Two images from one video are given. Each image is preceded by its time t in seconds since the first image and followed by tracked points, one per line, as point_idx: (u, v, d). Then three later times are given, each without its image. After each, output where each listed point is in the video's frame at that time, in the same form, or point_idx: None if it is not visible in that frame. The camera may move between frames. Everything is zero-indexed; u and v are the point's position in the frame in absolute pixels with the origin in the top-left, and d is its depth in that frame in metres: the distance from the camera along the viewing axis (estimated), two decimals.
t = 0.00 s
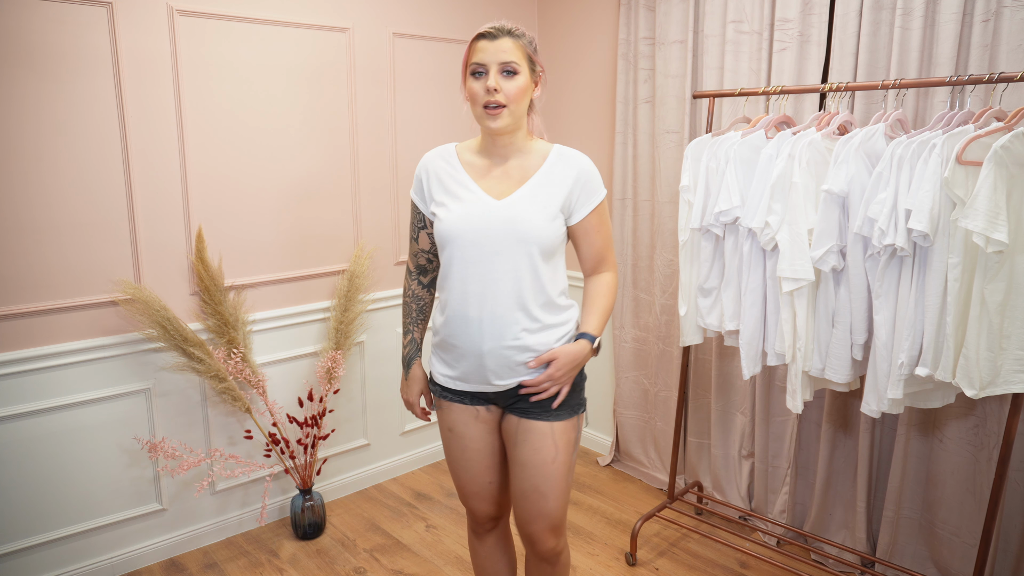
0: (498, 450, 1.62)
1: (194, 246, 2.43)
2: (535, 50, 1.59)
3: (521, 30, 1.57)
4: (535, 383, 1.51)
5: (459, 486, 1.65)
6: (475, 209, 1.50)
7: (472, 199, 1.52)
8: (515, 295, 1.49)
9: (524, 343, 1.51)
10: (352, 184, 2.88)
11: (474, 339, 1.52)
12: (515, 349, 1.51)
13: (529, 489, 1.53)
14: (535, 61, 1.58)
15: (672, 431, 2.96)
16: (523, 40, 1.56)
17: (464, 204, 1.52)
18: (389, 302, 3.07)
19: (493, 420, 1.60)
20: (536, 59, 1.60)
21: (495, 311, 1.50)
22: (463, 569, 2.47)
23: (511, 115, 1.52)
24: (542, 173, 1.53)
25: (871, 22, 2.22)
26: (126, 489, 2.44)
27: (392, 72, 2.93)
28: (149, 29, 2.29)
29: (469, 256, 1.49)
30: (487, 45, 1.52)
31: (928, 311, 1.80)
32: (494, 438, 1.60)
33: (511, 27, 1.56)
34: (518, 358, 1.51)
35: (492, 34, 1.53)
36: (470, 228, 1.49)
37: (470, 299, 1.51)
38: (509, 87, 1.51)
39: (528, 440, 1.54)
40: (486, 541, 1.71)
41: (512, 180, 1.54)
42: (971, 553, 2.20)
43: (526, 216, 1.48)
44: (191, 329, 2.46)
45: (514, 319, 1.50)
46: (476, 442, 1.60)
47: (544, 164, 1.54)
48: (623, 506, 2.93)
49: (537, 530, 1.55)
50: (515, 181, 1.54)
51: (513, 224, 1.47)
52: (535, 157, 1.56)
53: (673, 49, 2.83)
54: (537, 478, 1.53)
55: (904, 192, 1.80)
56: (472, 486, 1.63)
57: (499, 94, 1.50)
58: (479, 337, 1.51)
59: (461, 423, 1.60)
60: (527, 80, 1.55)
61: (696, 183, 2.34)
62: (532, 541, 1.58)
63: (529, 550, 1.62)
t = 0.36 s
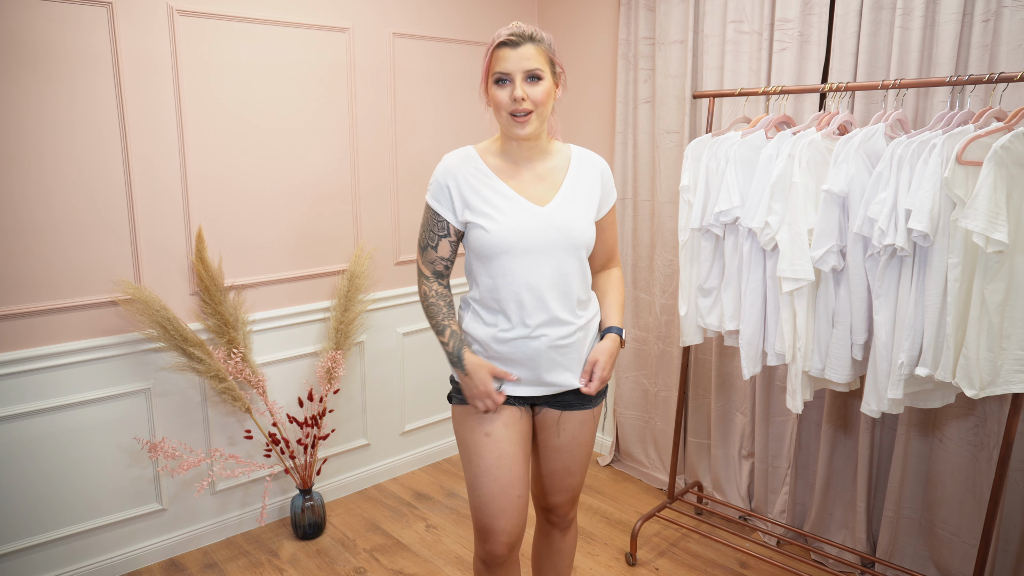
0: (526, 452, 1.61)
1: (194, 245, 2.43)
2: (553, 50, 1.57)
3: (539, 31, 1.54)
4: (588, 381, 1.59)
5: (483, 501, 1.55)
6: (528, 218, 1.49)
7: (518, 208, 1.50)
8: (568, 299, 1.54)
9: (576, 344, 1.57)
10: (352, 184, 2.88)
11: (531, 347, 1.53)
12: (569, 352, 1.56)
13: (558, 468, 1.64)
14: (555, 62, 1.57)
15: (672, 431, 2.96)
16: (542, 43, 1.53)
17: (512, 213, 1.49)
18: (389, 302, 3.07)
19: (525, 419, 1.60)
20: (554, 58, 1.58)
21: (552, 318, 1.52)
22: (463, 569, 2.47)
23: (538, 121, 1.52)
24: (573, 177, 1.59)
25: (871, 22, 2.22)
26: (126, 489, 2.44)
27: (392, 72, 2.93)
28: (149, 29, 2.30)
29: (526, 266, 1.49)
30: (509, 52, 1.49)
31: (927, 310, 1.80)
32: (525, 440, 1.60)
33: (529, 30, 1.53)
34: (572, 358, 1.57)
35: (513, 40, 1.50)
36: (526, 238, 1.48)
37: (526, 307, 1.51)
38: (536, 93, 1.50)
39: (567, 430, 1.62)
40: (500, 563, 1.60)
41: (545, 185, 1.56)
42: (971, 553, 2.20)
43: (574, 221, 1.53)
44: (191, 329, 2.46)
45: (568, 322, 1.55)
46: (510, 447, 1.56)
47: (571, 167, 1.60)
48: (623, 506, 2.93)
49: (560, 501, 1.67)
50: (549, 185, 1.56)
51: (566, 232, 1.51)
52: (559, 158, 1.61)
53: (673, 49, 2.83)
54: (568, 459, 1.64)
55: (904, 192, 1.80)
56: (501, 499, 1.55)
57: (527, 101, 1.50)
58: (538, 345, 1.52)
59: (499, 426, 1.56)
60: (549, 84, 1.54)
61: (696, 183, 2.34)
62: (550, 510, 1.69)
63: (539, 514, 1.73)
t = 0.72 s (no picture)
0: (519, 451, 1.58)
1: (194, 245, 2.43)
2: (561, 66, 1.48)
3: (547, 53, 1.45)
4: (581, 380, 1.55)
5: (476, 498, 1.55)
6: (518, 215, 1.50)
7: (510, 205, 1.51)
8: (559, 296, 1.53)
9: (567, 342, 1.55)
10: (352, 184, 2.88)
11: (520, 345, 1.53)
12: (561, 348, 1.54)
13: (551, 471, 1.60)
14: (563, 83, 1.49)
15: (672, 431, 2.96)
16: (551, 68, 1.45)
17: (503, 210, 1.50)
18: (390, 302, 3.07)
19: (518, 419, 1.59)
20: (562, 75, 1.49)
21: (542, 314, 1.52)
22: (463, 569, 2.47)
23: (539, 147, 1.50)
24: (571, 176, 1.57)
25: (871, 22, 2.21)
26: (127, 489, 2.44)
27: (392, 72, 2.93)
28: (149, 29, 2.30)
29: (514, 262, 1.50)
30: (515, 83, 1.42)
31: (928, 311, 1.80)
32: (518, 439, 1.58)
33: (537, 56, 1.43)
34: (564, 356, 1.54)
35: (519, 72, 1.41)
36: (515, 234, 1.49)
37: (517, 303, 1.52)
38: (540, 125, 1.46)
39: (556, 430, 1.58)
40: (497, 561, 1.59)
41: (541, 185, 1.55)
42: (971, 553, 2.20)
43: (567, 219, 1.51)
44: (191, 329, 2.46)
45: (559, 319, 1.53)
46: (501, 445, 1.55)
47: (571, 168, 1.57)
48: (623, 506, 2.93)
49: (554, 507, 1.62)
50: (544, 186, 1.55)
51: (555, 229, 1.50)
52: (559, 160, 1.58)
53: (673, 49, 2.83)
54: (561, 462, 1.59)
55: (904, 192, 1.80)
56: (493, 496, 1.53)
57: (530, 134, 1.46)
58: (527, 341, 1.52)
59: (488, 425, 1.56)
60: (554, 109, 1.49)
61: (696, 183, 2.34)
62: (546, 517, 1.64)
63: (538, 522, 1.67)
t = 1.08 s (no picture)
0: (498, 446, 1.58)
1: (194, 245, 2.43)
2: (549, 89, 1.46)
3: (534, 78, 1.43)
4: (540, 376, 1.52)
5: (461, 490, 1.59)
6: (495, 219, 1.49)
7: (489, 208, 1.51)
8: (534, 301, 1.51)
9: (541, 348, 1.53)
10: (352, 184, 2.88)
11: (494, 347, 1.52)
12: (535, 353, 1.53)
13: (550, 485, 1.50)
14: (550, 105, 1.48)
15: (672, 431, 2.96)
16: (538, 95, 1.43)
17: (482, 213, 1.51)
18: (389, 302, 3.08)
19: (498, 418, 1.57)
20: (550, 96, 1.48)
21: (515, 319, 1.50)
22: (463, 569, 2.47)
23: (524, 165, 1.51)
24: (555, 183, 1.54)
25: (871, 22, 2.21)
26: (126, 489, 2.44)
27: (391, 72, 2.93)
28: (149, 29, 2.29)
29: (490, 264, 1.50)
30: (500, 112, 1.42)
31: (928, 310, 1.80)
32: (499, 437, 1.58)
33: (523, 82, 1.41)
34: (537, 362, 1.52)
35: (505, 100, 1.41)
36: (490, 236, 1.49)
37: (491, 306, 1.51)
38: (525, 148, 1.47)
39: (542, 436, 1.52)
40: (490, 549, 1.64)
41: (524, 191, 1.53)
42: (971, 553, 2.20)
43: (545, 225, 1.50)
44: (191, 329, 2.46)
45: (534, 325, 1.52)
46: (481, 442, 1.56)
47: (556, 174, 1.55)
48: (623, 507, 2.93)
49: (561, 531, 1.50)
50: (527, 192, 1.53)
51: (531, 234, 1.49)
52: (545, 165, 1.56)
53: (673, 48, 2.82)
54: (557, 472, 1.50)
55: (904, 192, 1.80)
56: (479, 489, 1.57)
57: (515, 156, 1.48)
58: (498, 343, 1.51)
59: (465, 422, 1.56)
60: (540, 130, 1.48)
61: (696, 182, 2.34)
62: (553, 547, 1.52)
63: (549, 558, 1.55)
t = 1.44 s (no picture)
0: (502, 446, 1.58)
1: (194, 245, 2.43)
2: (536, 86, 1.47)
3: (521, 76, 1.43)
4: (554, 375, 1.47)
5: (463, 487, 1.60)
6: (493, 219, 1.50)
7: (487, 209, 1.51)
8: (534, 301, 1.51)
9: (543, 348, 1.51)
10: (352, 185, 2.88)
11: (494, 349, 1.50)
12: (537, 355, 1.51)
13: (558, 482, 1.52)
14: (537, 103, 1.48)
15: (672, 431, 2.96)
16: (523, 90, 1.44)
17: (480, 214, 1.51)
18: (389, 302, 3.08)
19: (499, 419, 1.57)
20: (538, 93, 1.47)
21: (515, 320, 1.50)
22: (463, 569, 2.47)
23: (514, 163, 1.50)
24: (553, 181, 1.54)
25: (871, 22, 2.21)
26: (126, 489, 2.44)
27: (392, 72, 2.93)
28: (149, 29, 2.29)
29: (489, 264, 1.50)
30: (485, 108, 1.42)
31: (928, 310, 1.80)
32: (500, 435, 1.58)
33: (509, 79, 1.42)
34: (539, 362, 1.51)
35: (489, 96, 1.41)
36: (489, 237, 1.49)
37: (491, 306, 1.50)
38: (513, 145, 1.46)
39: (547, 436, 1.52)
40: (487, 539, 1.66)
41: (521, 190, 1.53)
42: (971, 553, 2.20)
43: (543, 224, 1.50)
44: (191, 329, 2.46)
45: (535, 325, 1.51)
46: (482, 441, 1.56)
47: (552, 173, 1.55)
48: (623, 507, 2.93)
49: (566, 523, 1.51)
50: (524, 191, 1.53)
51: (530, 234, 1.49)
52: (541, 164, 1.56)
53: (673, 49, 2.83)
54: (564, 470, 1.52)
55: (904, 192, 1.80)
56: (480, 485, 1.58)
57: (504, 154, 1.47)
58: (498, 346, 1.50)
59: (467, 425, 1.56)
60: (529, 127, 1.48)
61: (696, 182, 2.34)
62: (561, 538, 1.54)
63: (559, 546, 1.58)
